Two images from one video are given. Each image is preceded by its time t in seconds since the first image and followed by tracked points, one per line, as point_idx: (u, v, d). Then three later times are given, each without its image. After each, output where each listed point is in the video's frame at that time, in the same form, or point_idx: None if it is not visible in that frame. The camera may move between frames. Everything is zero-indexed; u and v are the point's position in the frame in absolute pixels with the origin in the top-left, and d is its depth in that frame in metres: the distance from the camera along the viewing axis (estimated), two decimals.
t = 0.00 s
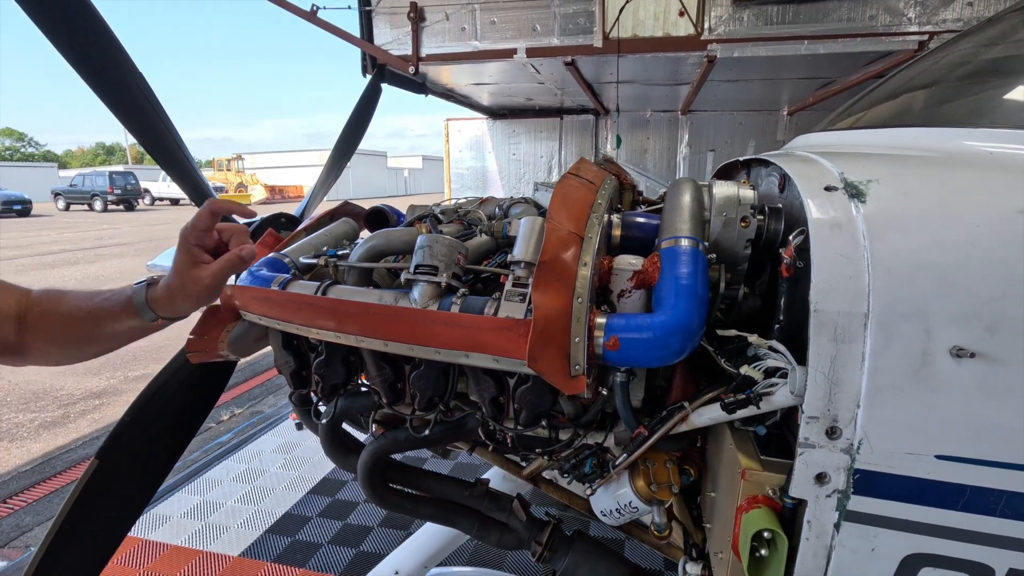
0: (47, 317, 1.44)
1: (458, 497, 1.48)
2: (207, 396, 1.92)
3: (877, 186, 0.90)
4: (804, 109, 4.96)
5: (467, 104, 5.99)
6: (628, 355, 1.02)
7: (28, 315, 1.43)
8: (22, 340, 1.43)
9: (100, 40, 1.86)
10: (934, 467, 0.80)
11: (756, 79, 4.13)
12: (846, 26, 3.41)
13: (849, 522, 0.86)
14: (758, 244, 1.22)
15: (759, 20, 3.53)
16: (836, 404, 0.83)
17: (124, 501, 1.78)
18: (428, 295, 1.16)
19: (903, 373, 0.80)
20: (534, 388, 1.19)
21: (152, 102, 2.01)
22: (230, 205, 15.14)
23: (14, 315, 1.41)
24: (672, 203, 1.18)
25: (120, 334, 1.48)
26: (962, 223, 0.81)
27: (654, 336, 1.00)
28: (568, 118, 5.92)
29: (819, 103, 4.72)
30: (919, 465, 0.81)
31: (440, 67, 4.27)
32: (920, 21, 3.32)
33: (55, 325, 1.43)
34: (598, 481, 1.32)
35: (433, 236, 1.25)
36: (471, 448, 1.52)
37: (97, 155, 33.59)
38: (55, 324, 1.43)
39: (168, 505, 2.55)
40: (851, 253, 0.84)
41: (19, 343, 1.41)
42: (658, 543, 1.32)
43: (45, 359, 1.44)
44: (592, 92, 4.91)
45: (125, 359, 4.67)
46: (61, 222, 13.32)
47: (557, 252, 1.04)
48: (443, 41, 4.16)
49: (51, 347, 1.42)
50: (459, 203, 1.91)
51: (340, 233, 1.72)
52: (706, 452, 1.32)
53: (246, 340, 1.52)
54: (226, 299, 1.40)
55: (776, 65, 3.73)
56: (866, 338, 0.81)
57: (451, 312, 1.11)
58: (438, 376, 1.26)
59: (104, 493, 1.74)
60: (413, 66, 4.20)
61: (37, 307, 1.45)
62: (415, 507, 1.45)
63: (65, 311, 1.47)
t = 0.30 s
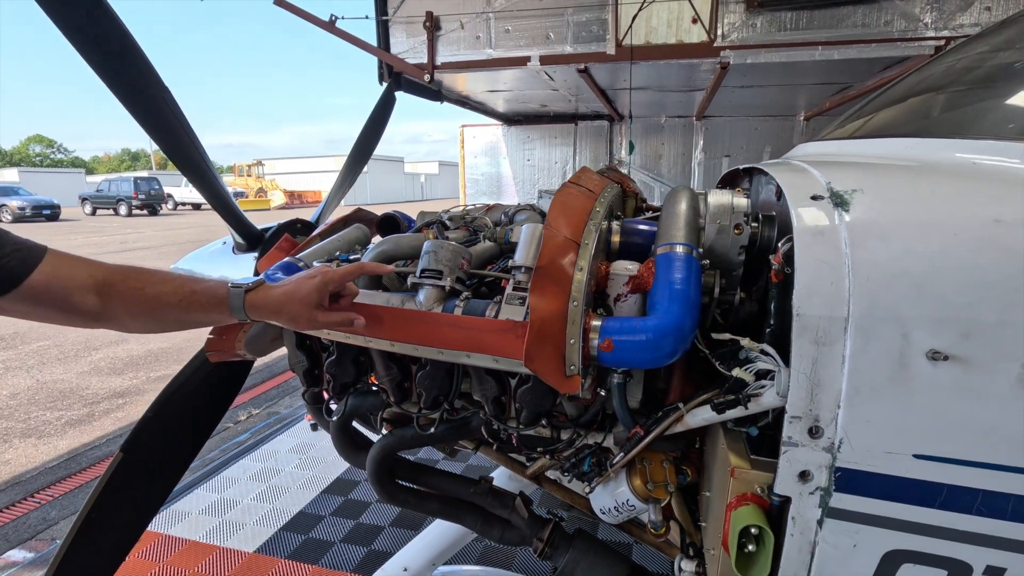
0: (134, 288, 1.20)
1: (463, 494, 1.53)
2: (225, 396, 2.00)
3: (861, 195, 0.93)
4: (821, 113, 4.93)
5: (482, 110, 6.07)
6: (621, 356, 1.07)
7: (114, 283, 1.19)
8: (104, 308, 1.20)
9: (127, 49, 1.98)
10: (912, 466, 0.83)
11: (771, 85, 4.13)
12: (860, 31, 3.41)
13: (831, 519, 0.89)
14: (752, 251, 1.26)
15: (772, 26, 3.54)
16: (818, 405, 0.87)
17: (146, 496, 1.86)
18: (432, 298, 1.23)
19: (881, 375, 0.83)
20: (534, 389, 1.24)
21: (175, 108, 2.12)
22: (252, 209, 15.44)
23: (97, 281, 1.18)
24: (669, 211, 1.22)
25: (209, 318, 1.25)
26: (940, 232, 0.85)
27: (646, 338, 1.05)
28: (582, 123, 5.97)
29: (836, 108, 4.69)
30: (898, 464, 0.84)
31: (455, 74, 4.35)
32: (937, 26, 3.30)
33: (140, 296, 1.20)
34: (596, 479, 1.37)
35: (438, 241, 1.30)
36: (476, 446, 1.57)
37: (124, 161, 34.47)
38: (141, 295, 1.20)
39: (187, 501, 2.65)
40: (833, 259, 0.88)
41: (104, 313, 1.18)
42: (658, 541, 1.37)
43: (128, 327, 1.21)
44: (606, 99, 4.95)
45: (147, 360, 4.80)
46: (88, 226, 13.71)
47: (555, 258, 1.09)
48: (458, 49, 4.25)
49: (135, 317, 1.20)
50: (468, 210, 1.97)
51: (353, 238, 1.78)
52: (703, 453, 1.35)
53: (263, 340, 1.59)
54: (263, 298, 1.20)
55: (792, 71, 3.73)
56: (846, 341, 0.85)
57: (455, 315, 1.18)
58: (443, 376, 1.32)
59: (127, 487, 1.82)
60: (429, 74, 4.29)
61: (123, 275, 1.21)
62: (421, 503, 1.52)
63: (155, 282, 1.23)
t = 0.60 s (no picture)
0: (172, 291, 1.28)
1: (471, 493, 1.59)
2: (244, 397, 2.08)
3: (852, 205, 0.96)
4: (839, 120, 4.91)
5: (498, 118, 6.14)
6: (621, 360, 1.11)
7: (153, 286, 1.27)
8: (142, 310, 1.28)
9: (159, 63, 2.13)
10: (899, 467, 0.86)
11: (788, 91, 4.13)
12: (876, 37, 3.40)
13: (823, 519, 0.92)
14: (754, 260, 1.30)
15: (786, 33, 3.55)
16: (808, 407, 0.90)
17: (168, 492, 1.94)
18: (441, 303, 1.29)
19: (868, 379, 0.86)
20: (538, 391, 1.28)
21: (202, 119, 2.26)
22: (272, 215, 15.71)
23: (135, 286, 1.26)
24: (670, 219, 1.26)
25: (240, 315, 1.32)
26: (927, 241, 0.87)
27: (645, 342, 1.09)
28: (598, 130, 6.00)
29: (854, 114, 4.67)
30: (885, 465, 0.87)
31: (472, 83, 4.42)
32: (956, 32, 3.30)
33: (176, 298, 1.28)
34: (599, 480, 1.41)
35: (447, 248, 1.36)
36: (484, 447, 1.62)
37: (149, 167, 35.33)
38: (176, 297, 1.28)
39: (207, 500, 2.73)
40: (823, 267, 0.91)
41: (142, 315, 1.26)
42: (658, 541, 1.42)
43: (164, 329, 1.29)
44: (620, 106, 4.99)
45: (169, 362, 4.94)
46: (115, 231, 14.10)
47: (558, 266, 1.15)
48: (474, 58, 4.32)
49: (171, 319, 1.27)
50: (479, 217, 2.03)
51: (367, 245, 1.85)
52: (706, 456, 1.37)
53: (280, 343, 1.69)
54: (294, 293, 1.29)
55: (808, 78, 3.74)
56: (834, 346, 0.88)
57: (463, 319, 1.24)
58: (452, 378, 1.37)
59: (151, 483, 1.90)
60: (445, 82, 4.37)
61: (160, 279, 1.30)
62: (429, 501, 1.57)
63: (189, 285, 1.31)
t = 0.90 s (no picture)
0: (201, 295, 1.34)
1: (481, 493, 1.63)
2: (263, 400, 2.14)
3: (853, 214, 0.99)
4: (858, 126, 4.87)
5: (513, 125, 6.20)
6: (626, 363, 1.14)
7: (184, 290, 1.33)
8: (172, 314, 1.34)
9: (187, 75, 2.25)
10: (898, 471, 0.88)
11: (805, 97, 4.12)
12: (893, 43, 3.38)
13: (823, 521, 0.94)
14: (760, 267, 1.32)
15: (802, 39, 3.55)
16: (808, 411, 0.92)
17: (189, 491, 2.01)
18: (453, 308, 1.34)
19: (867, 384, 0.88)
20: (547, 394, 1.30)
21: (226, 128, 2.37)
22: (291, 221, 15.97)
23: (168, 290, 1.32)
24: (677, 226, 1.30)
25: (264, 318, 1.40)
26: (925, 249, 0.89)
27: (650, 346, 1.12)
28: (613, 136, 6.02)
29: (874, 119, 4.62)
30: (884, 469, 0.89)
31: (487, 90, 4.48)
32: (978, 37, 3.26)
33: (206, 301, 1.34)
34: (607, 482, 1.44)
35: (459, 255, 1.41)
36: (495, 449, 1.66)
37: (172, 174, 36.19)
38: (205, 301, 1.34)
39: (226, 499, 2.80)
40: (822, 274, 0.93)
41: (174, 318, 1.32)
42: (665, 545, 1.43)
43: (192, 332, 1.35)
44: (635, 112, 5.01)
45: (190, 365, 5.06)
46: (140, 236, 14.45)
47: (565, 272, 1.19)
48: (490, 66, 4.39)
49: (200, 321, 1.34)
50: (491, 224, 2.08)
51: (383, 251, 1.90)
52: (712, 460, 1.39)
53: (298, 346, 1.75)
54: (315, 297, 1.35)
55: (825, 84, 3.72)
56: (834, 352, 0.90)
57: (474, 323, 1.29)
58: (464, 380, 1.41)
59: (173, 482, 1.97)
60: (461, 91, 4.44)
61: (191, 284, 1.36)
62: (441, 501, 1.61)
63: (217, 289, 1.37)
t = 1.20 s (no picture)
0: (225, 301, 1.40)
1: (491, 497, 1.67)
2: (280, 403, 2.20)
3: (856, 225, 1.00)
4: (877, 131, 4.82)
5: (528, 131, 6.25)
6: (633, 369, 1.17)
7: (209, 297, 1.39)
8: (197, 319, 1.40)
9: (210, 90, 2.37)
10: (899, 478, 0.90)
11: (822, 103, 4.10)
12: (911, 49, 3.34)
13: (826, 527, 0.96)
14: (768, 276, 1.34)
15: (819, 45, 3.51)
16: (810, 418, 0.94)
17: (209, 491, 2.07)
18: (464, 314, 1.39)
19: (869, 392, 0.90)
20: (556, 400, 1.33)
21: (248, 139, 2.47)
22: (309, 226, 16.18)
23: (194, 297, 1.38)
24: (685, 235, 1.32)
25: (284, 322, 1.46)
26: (927, 260, 0.91)
27: (657, 353, 1.14)
28: (627, 143, 6.03)
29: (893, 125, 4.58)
30: (885, 476, 0.90)
31: (502, 98, 4.54)
32: (998, 42, 3.21)
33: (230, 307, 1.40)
34: (614, 486, 1.44)
35: (471, 263, 1.46)
36: (506, 453, 1.70)
37: (194, 180, 36.96)
38: (230, 307, 1.40)
39: (243, 500, 2.86)
40: (825, 283, 0.95)
41: (199, 324, 1.38)
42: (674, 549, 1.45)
43: (216, 336, 1.41)
44: (650, 119, 5.02)
45: (210, 368, 5.17)
46: (163, 241, 14.78)
47: (574, 280, 1.22)
48: (506, 74, 4.45)
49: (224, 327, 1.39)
50: (503, 232, 2.12)
51: (397, 258, 1.94)
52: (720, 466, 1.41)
53: (315, 350, 1.82)
54: (331, 302, 1.39)
55: (842, 90, 3.70)
56: (836, 360, 0.92)
57: (485, 329, 1.33)
58: (475, 385, 1.45)
59: (194, 482, 2.02)
60: (476, 98, 4.50)
61: (215, 290, 1.42)
62: (452, 504, 1.65)
63: (240, 295, 1.43)
